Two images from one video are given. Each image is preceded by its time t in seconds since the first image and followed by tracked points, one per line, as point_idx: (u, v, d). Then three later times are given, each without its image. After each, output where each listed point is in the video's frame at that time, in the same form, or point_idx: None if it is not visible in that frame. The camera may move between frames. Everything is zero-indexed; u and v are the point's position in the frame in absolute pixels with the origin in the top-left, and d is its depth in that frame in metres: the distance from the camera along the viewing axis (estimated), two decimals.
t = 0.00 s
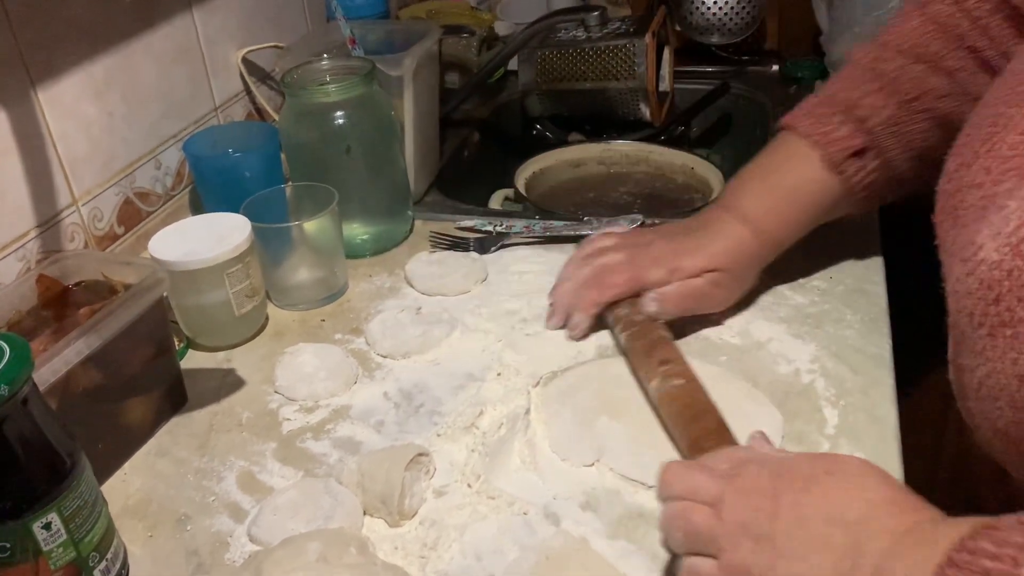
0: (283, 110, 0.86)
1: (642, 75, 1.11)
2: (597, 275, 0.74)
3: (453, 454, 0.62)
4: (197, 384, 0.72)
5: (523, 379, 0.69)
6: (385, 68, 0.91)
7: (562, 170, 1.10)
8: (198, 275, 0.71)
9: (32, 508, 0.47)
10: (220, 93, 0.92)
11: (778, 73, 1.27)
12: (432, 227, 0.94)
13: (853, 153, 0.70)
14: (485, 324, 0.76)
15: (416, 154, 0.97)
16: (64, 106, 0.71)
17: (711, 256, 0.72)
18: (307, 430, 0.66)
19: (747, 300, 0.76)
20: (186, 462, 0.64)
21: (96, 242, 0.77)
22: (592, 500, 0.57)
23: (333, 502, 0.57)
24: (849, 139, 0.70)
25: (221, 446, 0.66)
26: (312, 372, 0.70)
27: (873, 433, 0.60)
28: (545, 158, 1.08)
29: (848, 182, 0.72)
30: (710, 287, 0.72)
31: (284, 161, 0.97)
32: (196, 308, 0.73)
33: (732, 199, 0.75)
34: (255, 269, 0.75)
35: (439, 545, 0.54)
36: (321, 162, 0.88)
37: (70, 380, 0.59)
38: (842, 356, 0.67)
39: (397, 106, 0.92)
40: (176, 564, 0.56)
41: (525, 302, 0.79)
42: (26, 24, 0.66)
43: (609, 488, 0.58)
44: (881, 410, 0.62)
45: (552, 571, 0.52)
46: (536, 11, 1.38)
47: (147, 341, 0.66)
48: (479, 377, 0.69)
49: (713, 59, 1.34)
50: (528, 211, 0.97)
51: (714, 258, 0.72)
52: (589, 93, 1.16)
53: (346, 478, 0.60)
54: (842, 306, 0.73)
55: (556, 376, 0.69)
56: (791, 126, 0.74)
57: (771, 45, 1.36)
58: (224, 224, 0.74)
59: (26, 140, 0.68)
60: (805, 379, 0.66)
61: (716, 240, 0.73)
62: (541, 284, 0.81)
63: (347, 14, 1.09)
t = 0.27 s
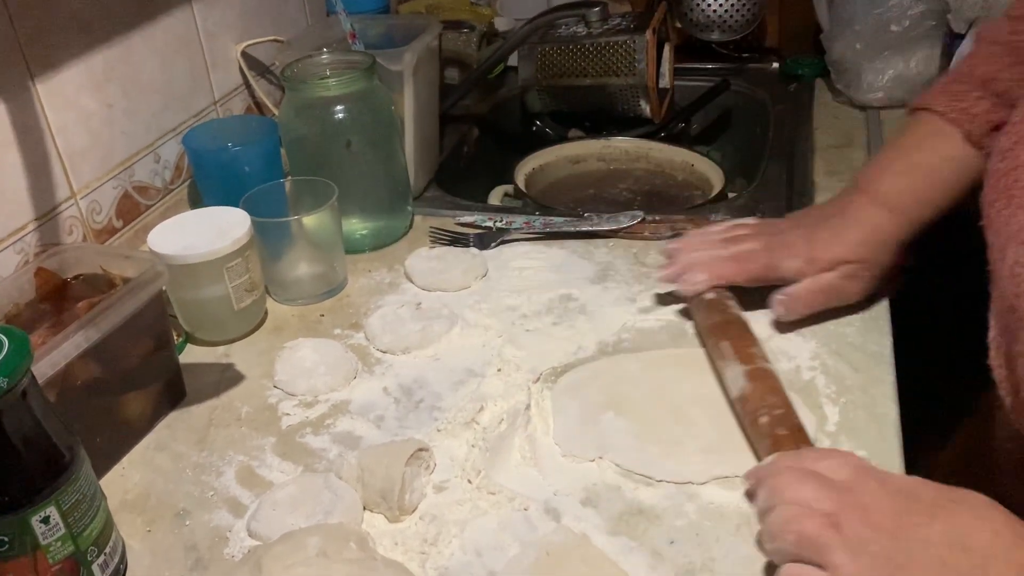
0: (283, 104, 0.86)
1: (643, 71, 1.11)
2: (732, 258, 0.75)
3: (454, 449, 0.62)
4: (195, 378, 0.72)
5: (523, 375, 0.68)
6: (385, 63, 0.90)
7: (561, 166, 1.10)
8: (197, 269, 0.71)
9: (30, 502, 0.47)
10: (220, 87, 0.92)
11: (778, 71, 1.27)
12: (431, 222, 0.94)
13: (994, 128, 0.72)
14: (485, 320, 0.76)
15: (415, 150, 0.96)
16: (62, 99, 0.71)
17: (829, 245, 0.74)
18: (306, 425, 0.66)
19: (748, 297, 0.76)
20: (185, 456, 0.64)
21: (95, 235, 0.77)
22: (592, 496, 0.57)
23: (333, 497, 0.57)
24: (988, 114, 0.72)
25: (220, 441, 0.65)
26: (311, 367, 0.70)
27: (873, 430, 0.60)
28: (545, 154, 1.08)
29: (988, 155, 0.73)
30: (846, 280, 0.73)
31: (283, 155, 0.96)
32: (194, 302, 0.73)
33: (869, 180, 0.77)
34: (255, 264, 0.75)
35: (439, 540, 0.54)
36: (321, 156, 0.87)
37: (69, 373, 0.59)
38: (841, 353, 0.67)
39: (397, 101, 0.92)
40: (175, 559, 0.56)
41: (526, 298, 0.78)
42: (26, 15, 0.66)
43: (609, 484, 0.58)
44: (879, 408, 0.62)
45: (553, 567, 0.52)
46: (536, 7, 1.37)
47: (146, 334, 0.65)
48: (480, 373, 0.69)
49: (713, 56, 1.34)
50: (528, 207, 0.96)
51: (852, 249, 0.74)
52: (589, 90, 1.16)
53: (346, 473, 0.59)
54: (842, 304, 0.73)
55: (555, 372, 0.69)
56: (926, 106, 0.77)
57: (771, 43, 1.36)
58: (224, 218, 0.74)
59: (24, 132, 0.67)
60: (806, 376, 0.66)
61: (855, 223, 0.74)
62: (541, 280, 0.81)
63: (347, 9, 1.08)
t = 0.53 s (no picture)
0: (285, 98, 0.85)
1: (646, 66, 1.10)
2: (850, 209, 0.73)
3: (457, 444, 0.61)
4: (197, 373, 0.72)
5: (527, 371, 0.68)
6: (388, 57, 0.90)
7: (563, 162, 1.10)
8: (199, 263, 0.70)
9: (33, 497, 0.47)
10: (221, 81, 0.91)
11: (781, 67, 1.27)
12: (434, 217, 0.93)
13: None
14: (487, 315, 0.76)
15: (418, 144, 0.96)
16: (63, 92, 0.70)
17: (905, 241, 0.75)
18: (309, 421, 0.65)
19: (752, 293, 0.75)
20: (187, 451, 0.64)
21: (96, 229, 0.76)
22: (597, 492, 0.57)
23: (336, 493, 0.57)
24: None
25: (222, 436, 0.65)
26: (314, 363, 0.70)
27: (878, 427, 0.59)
28: (547, 149, 1.08)
29: None
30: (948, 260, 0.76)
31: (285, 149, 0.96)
32: (196, 296, 0.72)
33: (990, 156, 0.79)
34: (257, 258, 0.75)
35: (443, 536, 0.54)
36: (323, 150, 0.87)
37: (71, 367, 0.58)
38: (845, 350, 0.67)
39: (399, 95, 0.91)
40: (177, 554, 0.56)
41: (529, 294, 0.78)
42: (27, 7, 0.65)
43: (613, 480, 0.58)
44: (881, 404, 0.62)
45: (558, 563, 0.51)
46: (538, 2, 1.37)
47: (147, 329, 0.65)
48: (483, 368, 0.69)
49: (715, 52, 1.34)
50: (530, 202, 0.96)
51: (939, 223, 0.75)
52: (591, 85, 1.15)
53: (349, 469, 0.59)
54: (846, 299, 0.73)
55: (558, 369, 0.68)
56: None
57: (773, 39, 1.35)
58: (226, 212, 0.74)
59: (25, 125, 0.67)
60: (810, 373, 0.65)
61: (977, 200, 0.76)
62: (544, 275, 0.81)
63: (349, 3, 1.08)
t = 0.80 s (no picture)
0: (286, 94, 0.85)
1: (648, 63, 1.10)
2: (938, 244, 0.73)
3: (459, 442, 0.61)
4: (199, 370, 0.72)
5: (529, 368, 0.68)
6: (390, 53, 0.89)
7: (566, 159, 1.09)
8: (200, 260, 0.70)
9: (34, 494, 0.47)
10: (223, 77, 0.91)
11: (784, 64, 1.26)
12: (436, 214, 0.93)
13: None
14: (490, 312, 0.75)
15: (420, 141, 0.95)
16: (64, 88, 0.70)
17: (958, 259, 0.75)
18: (311, 418, 0.65)
19: (756, 291, 0.75)
20: (188, 448, 0.64)
21: (97, 225, 0.76)
22: (600, 490, 0.56)
23: (338, 490, 0.56)
24: None
25: (223, 433, 0.65)
26: (315, 360, 0.69)
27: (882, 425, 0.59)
28: (549, 146, 1.07)
29: None
30: None
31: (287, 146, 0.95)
32: (198, 293, 0.72)
33: None
34: (258, 255, 0.74)
35: (445, 534, 0.53)
36: (325, 146, 0.86)
37: (71, 364, 0.58)
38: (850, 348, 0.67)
39: (401, 91, 0.91)
40: (178, 551, 0.56)
41: (531, 291, 0.78)
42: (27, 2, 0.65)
43: (616, 478, 0.57)
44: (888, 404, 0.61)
45: (561, 562, 0.51)
46: None
47: (148, 325, 0.65)
48: (485, 366, 0.69)
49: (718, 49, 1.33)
50: (533, 199, 0.96)
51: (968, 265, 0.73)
52: (593, 81, 1.15)
53: (351, 467, 0.59)
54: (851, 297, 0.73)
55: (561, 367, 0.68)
56: None
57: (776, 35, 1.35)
58: (228, 209, 0.73)
59: (26, 120, 0.67)
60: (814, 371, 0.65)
61: None
62: (546, 273, 0.80)
63: None
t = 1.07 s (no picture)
0: (287, 91, 0.85)
1: (649, 60, 1.10)
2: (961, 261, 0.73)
3: (460, 439, 0.61)
4: (200, 367, 0.72)
5: (529, 366, 0.68)
6: (391, 51, 0.89)
7: (566, 156, 1.09)
8: (201, 257, 0.70)
9: (36, 491, 0.47)
10: (224, 74, 0.91)
11: (785, 62, 1.26)
12: (437, 211, 0.93)
13: None
14: (491, 310, 0.75)
15: (420, 138, 0.95)
16: (65, 85, 0.70)
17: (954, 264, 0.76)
18: (312, 415, 0.65)
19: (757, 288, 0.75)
20: (190, 445, 0.64)
21: (98, 223, 0.76)
22: (601, 487, 0.57)
23: (339, 487, 0.57)
24: None
25: (224, 430, 0.65)
26: (316, 357, 0.70)
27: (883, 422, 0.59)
28: (550, 143, 1.07)
29: None
30: None
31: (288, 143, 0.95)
32: (199, 290, 0.72)
33: None
34: (259, 252, 0.74)
35: (446, 531, 0.54)
36: (326, 144, 0.86)
37: (73, 362, 0.58)
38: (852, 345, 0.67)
39: (402, 89, 0.91)
40: (180, 548, 0.56)
41: (531, 289, 0.78)
42: None
43: (617, 475, 0.57)
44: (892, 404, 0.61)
45: (561, 557, 0.51)
46: None
47: (150, 323, 0.65)
48: (486, 363, 0.69)
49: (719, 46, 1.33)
50: (533, 196, 0.96)
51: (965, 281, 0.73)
52: (594, 79, 1.15)
53: (352, 464, 0.59)
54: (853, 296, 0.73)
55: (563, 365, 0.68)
56: None
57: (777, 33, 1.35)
58: (229, 207, 0.73)
59: (27, 118, 0.67)
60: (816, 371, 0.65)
61: None
62: (547, 270, 0.80)
63: None
